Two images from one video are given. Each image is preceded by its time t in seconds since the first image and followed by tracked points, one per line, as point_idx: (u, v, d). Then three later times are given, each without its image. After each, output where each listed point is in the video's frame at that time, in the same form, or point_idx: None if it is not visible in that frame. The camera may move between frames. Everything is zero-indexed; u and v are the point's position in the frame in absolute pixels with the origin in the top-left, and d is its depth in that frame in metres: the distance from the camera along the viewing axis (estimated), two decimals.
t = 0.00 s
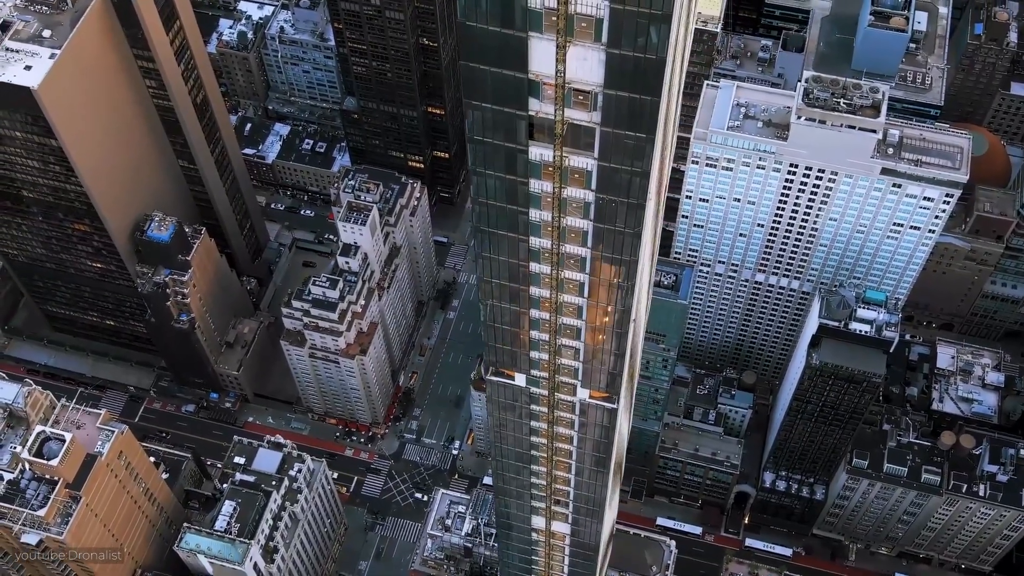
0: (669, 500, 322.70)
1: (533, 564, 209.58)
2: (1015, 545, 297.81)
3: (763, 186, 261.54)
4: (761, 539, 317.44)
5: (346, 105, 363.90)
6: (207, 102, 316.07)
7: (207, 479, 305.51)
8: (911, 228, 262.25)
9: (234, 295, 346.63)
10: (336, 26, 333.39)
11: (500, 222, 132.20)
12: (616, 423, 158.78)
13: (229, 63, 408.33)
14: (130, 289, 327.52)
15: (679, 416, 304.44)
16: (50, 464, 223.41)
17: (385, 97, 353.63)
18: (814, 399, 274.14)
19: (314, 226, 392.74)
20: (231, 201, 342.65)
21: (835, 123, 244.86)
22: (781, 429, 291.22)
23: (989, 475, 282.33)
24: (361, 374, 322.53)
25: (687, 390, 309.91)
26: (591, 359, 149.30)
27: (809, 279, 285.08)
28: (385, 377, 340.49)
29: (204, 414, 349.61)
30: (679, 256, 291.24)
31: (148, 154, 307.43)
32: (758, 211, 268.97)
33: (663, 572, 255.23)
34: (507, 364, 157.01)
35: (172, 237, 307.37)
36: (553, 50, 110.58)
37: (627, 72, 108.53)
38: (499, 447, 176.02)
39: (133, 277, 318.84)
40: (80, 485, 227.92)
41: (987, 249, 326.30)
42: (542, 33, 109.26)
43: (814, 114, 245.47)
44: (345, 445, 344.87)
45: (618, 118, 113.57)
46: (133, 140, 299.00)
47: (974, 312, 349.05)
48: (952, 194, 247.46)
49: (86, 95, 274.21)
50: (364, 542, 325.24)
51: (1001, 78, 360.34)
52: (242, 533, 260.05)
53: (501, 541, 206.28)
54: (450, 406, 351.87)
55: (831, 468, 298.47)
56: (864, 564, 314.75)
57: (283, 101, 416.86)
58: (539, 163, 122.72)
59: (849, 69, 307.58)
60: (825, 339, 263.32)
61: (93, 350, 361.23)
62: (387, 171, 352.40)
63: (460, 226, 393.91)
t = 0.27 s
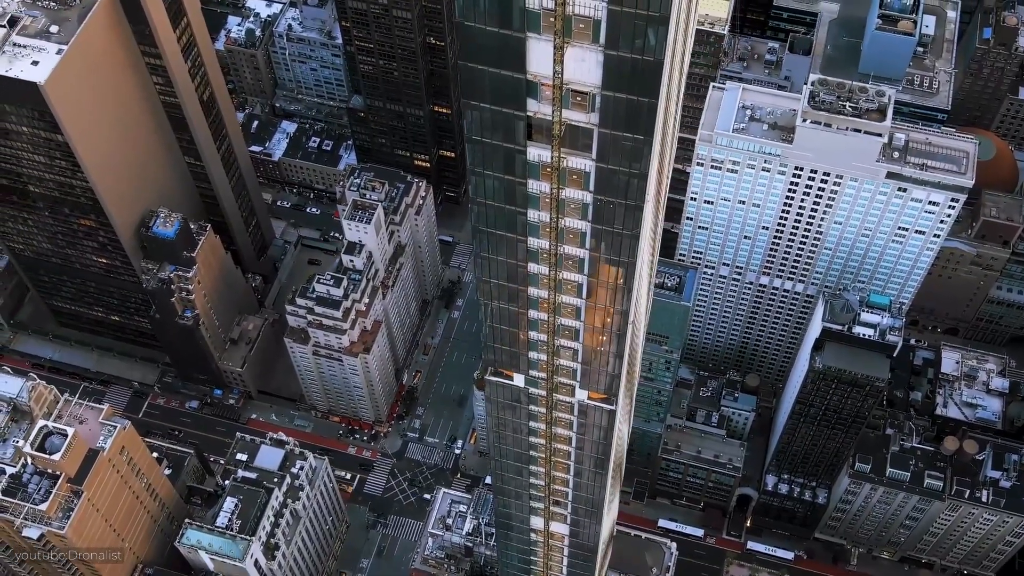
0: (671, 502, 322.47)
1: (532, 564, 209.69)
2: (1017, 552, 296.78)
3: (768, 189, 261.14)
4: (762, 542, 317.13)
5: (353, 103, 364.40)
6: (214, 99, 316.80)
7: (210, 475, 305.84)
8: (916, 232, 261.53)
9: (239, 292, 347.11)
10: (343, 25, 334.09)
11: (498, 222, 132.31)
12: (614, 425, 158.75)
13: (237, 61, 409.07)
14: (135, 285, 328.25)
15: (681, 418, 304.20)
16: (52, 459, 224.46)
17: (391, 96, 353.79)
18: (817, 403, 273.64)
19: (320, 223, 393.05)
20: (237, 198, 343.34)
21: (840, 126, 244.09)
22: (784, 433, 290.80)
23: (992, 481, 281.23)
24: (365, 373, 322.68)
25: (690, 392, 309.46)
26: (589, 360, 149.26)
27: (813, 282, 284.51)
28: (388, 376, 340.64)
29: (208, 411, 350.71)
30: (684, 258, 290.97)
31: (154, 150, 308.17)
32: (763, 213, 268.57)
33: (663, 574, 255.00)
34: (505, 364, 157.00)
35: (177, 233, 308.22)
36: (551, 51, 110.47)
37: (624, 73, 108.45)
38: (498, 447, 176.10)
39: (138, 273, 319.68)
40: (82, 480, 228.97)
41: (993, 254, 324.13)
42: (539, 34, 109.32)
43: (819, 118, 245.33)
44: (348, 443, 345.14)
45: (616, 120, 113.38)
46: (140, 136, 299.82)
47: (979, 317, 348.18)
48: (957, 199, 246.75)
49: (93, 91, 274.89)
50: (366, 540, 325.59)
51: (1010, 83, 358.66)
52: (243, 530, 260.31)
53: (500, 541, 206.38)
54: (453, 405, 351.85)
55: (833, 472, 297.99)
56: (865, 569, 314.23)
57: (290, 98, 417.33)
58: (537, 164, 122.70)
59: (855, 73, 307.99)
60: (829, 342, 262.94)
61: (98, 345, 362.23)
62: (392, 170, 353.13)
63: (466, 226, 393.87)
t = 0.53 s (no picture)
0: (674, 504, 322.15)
1: (532, 564, 209.77)
2: (1021, 558, 295.60)
3: (774, 191, 260.70)
4: (765, 546, 316.59)
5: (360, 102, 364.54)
6: (221, 96, 317.52)
7: (213, 472, 306.21)
8: (922, 237, 260.78)
9: (244, 289, 347.71)
10: (352, 23, 334.57)
11: (497, 223, 132.36)
12: (614, 426, 158.62)
13: (246, 58, 409.67)
14: (141, 281, 328.97)
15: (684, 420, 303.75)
16: (55, 454, 225.94)
17: (398, 94, 353.97)
18: (821, 407, 273.13)
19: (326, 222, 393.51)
20: (243, 195, 344.03)
21: (847, 130, 243.52)
22: (788, 436, 290.32)
23: (996, 487, 279.98)
24: (368, 371, 322.77)
25: (694, 394, 308.87)
26: (588, 361, 149.23)
27: (818, 286, 283.95)
28: (393, 374, 340.82)
29: (213, 407, 350.96)
30: (689, 259, 290.67)
31: (161, 146, 308.95)
32: (769, 216, 268.11)
33: None
34: (504, 364, 156.87)
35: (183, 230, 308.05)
36: (549, 51, 110.45)
37: (623, 75, 108.40)
38: (498, 447, 176.19)
39: (144, 269, 320.39)
40: (85, 475, 230.07)
41: (1000, 259, 323.61)
42: (538, 34, 109.10)
43: (826, 121, 244.23)
44: (352, 441, 345.20)
45: (615, 122, 113.32)
46: (147, 133, 300.62)
47: (986, 323, 347.04)
48: (963, 204, 246.00)
49: (101, 87, 275.70)
50: (368, 538, 325.88)
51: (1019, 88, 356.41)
52: (245, 526, 260.57)
53: (499, 540, 206.53)
54: (457, 405, 351.88)
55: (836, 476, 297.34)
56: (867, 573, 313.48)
57: (298, 96, 417.68)
58: (536, 165, 122.76)
59: (864, 76, 307.83)
60: (833, 346, 262.54)
61: (104, 341, 363.30)
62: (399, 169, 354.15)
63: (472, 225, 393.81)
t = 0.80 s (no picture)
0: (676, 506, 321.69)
1: (531, 564, 209.73)
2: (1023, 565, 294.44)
3: (779, 194, 260.26)
4: (767, 549, 315.92)
5: (368, 100, 364.61)
6: (229, 93, 318.23)
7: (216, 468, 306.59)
8: (928, 242, 260.01)
9: (250, 286, 348.26)
10: (359, 21, 334.99)
11: (496, 223, 132.39)
12: (614, 427, 158.43)
13: (254, 55, 410.31)
14: (146, 276, 329.63)
15: (688, 422, 303.25)
16: (58, 448, 226.81)
17: (406, 93, 354.15)
18: (824, 411, 272.64)
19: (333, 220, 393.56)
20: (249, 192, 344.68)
21: (853, 133, 242.70)
22: (791, 439, 289.92)
23: (999, 493, 278.83)
24: (373, 369, 322.89)
25: (698, 396, 306.46)
26: (586, 362, 149.19)
27: (823, 289, 283.36)
28: (397, 373, 340.98)
29: (217, 403, 350.85)
30: (694, 261, 290.36)
31: (168, 142, 309.67)
32: (774, 219, 267.66)
33: None
34: (504, 364, 156.76)
35: (189, 226, 309.78)
36: (547, 53, 110.41)
37: (622, 76, 108.31)
38: (498, 448, 176.17)
39: (150, 265, 321.04)
40: (87, 469, 231.34)
41: (1007, 265, 322.41)
42: (537, 35, 109.02)
43: (832, 124, 243.61)
44: (356, 439, 345.51)
45: (613, 123, 113.26)
46: (154, 129, 301.27)
47: (991, 328, 345.51)
48: (969, 209, 245.19)
49: (108, 82, 276.41)
50: (370, 536, 326.13)
51: None
52: (246, 523, 259.94)
53: (499, 540, 206.50)
54: (460, 404, 351.82)
55: (839, 480, 296.80)
56: None
57: (306, 94, 418.09)
58: (535, 165, 122.82)
59: (872, 79, 307.32)
60: (836, 350, 262.19)
61: (109, 336, 364.16)
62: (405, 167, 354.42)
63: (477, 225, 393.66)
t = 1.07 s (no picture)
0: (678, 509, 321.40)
1: (531, 565, 209.78)
2: None
3: (786, 198, 259.76)
4: (769, 553, 315.33)
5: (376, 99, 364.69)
6: (237, 90, 318.91)
7: (219, 464, 307.18)
8: (934, 247, 259.15)
9: (256, 283, 348.87)
10: (368, 20, 335.50)
11: (495, 223, 132.40)
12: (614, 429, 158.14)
13: (264, 52, 410.90)
14: (153, 272, 330.47)
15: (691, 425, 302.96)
16: (62, 442, 227.97)
17: (414, 92, 354.24)
18: (828, 415, 272.17)
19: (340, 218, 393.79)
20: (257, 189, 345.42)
21: (860, 138, 241.52)
22: (794, 444, 289.96)
23: (1003, 500, 277.51)
24: (377, 367, 323.15)
25: (702, 399, 306.81)
26: (585, 364, 149.10)
27: (829, 293, 282.70)
28: (401, 371, 341.14)
29: (222, 399, 352.64)
30: (699, 264, 289.97)
31: (176, 138, 310.49)
32: (780, 222, 267.15)
33: None
34: (503, 365, 156.77)
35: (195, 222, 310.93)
36: (545, 54, 110.19)
37: (621, 78, 108.15)
38: (498, 448, 176.26)
39: (156, 260, 321.87)
40: (90, 463, 232.71)
41: (1014, 271, 321.76)
42: (535, 36, 108.80)
43: (839, 128, 242.59)
44: (359, 437, 345.98)
45: (611, 125, 113.15)
46: (162, 124, 302.08)
47: (998, 335, 343.79)
48: (976, 215, 244.34)
49: (117, 78, 277.26)
50: (372, 534, 326.46)
51: None
52: (248, 519, 260.64)
53: (498, 540, 206.58)
54: (464, 403, 351.77)
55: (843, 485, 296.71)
56: None
57: (315, 92, 418.45)
58: (533, 166, 122.74)
59: (881, 83, 306.53)
60: (840, 355, 261.62)
61: (115, 330, 365.19)
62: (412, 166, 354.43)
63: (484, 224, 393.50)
